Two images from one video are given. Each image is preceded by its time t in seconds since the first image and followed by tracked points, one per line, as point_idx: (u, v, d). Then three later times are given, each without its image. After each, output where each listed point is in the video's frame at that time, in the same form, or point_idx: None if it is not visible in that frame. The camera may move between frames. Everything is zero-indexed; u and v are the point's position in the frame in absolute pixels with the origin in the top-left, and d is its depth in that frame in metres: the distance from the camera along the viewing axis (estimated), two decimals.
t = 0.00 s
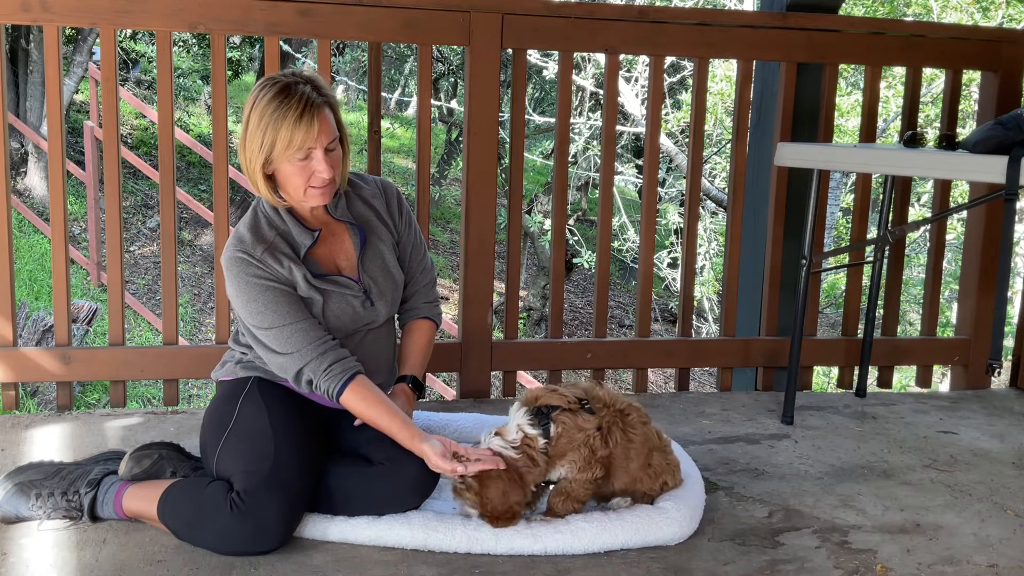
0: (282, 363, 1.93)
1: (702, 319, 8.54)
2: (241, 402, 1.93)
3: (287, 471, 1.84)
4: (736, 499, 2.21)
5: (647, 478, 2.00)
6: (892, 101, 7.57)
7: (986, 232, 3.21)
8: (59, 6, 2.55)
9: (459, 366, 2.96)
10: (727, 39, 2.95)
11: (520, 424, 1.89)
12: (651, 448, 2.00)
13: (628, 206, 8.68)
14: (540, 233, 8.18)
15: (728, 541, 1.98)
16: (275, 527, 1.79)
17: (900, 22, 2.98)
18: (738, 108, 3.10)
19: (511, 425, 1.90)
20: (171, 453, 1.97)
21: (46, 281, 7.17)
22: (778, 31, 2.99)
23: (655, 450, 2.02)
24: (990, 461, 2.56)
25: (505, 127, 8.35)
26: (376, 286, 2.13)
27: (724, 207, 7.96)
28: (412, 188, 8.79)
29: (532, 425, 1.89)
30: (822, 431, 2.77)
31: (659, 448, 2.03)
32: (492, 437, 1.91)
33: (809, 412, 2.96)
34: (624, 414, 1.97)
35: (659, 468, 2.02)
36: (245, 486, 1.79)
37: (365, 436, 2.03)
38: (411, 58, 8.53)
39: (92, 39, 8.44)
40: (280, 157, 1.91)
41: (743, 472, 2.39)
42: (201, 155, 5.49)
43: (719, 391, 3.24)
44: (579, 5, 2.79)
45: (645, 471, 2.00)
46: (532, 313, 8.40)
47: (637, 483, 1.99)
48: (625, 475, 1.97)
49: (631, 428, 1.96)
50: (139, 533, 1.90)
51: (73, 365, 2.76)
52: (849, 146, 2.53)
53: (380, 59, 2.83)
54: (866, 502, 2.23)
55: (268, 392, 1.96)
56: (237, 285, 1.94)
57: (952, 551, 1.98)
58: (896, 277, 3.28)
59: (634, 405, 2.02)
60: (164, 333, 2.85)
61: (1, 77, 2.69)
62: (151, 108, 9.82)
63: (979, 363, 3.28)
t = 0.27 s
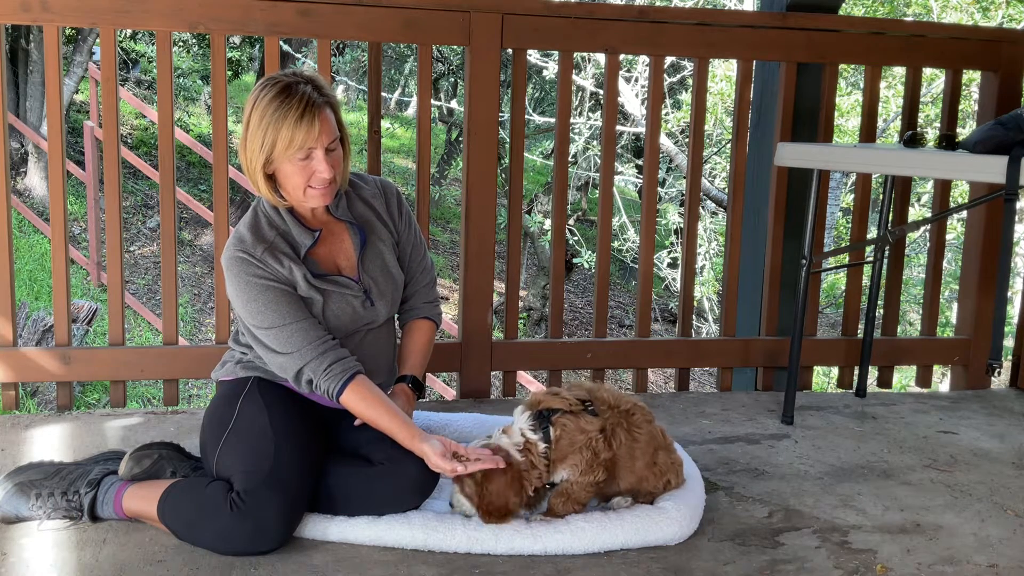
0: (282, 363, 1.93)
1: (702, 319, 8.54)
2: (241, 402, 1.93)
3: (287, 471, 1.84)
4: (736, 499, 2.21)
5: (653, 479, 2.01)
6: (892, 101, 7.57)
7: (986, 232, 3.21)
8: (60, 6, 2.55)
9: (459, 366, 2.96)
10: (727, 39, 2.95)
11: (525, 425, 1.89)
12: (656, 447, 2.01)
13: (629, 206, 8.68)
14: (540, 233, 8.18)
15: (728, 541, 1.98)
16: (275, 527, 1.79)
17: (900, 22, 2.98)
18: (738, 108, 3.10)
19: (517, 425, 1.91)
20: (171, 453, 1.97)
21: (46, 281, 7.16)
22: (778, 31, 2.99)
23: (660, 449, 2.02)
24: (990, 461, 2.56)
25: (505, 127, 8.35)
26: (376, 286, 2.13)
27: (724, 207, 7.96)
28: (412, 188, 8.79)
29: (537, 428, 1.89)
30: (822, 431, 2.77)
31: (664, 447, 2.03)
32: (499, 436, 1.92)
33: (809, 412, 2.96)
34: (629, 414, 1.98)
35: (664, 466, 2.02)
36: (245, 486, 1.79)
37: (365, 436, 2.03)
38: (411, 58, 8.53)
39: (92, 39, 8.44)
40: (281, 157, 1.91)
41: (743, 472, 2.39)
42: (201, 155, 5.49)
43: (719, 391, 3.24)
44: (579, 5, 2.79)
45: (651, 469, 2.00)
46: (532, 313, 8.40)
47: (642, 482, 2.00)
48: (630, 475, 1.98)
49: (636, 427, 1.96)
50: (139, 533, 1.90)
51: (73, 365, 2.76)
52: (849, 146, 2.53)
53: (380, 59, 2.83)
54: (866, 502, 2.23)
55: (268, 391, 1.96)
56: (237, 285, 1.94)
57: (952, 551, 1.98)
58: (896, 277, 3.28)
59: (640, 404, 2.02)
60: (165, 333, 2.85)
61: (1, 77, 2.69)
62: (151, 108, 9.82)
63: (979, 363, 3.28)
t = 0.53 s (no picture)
0: (282, 363, 1.93)
1: (702, 319, 8.54)
2: (241, 402, 1.93)
3: (287, 471, 1.84)
4: (736, 499, 2.21)
5: (670, 473, 2.03)
6: (892, 101, 7.57)
7: (986, 232, 3.21)
8: (59, 6, 2.55)
9: (459, 367, 2.97)
10: (726, 39, 2.95)
11: (557, 407, 1.93)
12: (673, 440, 2.03)
13: (628, 206, 8.68)
14: (540, 233, 8.18)
15: (728, 541, 1.98)
16: (275, 527, 1.79)
17: (900, 22, 2.98)
18: (737, 108, 3.10)
19: (547, 404, 1.94)
20: (171, 453, 1.97)
21: (46, 281, 7.16)
22: (778, 31, 2.99)
23: (676, 442, 2.04)
24: (990, 461, 2.56)
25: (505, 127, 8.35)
26: (376, 286, 2.13)
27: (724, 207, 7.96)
28: (412, 188, 8.79)
29: (566, 413, 1.93)
30: (822, 431, 2.77)
31: (681, 440, 2.05)
32: (528, 408, 1.95)
33: (809, 412, 2.96)
34: (648, 407, 2.01)
35: (679, 460, 2.04)
36: (245, 487, 1.79)
37: (365, 436, 2.03)
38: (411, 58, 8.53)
39: (92, 39, 8.44)
40: (282, 157, 1.91)
41: (743, 472, 2.39)
42: (201, 155, 5.49)
43: (719, 391, 3.24)
44: (579, 5, 2.79)
45: (668, 461, 2.03)
46: (532, 313, 8.40)
47: (660, 473, 2.02)
48: (648, 467, 2.01)
49: (654, 420, 2.00)
50: (139, 533, 1.90)
51: (73, 365, 2.76)
52: (849, 146, 2.53)
53: (380, 59, 2.83)
54: (866, 502, 2.23)
55: (268, 392, 1.96)
56: (238, 285, 1.94)
57: (952, 551, 1.98)
58: (896, 277, 3.28)
59: (660, 397, 2.05)
60: (164, 333, 2.85)
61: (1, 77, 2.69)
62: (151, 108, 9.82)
63: (979, 363, 3.29)
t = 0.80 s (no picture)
0: (282, 363, 1.93)
1: (702, 319, 8.54)
2: (241, 402, 1.93)
3: (287, 471, 1.84)
4: (736, 499, 2.21)
5: (671, 474, 2.03)
6: (892, 101, 7.57)
7: (986, 232, 3.21)
8: (59, 6, 2.55)
9: (459, 366, 2.97)
10: (726, 39, 2.95)
11: (570, 388, 1.90)
12: (676, 443, 2.02)
13: (628, 206, 8.68)
14: (540, 233, 8.18)
15: (728, 541, 1.98)
16: (275, 527, 1.79)
17: (899, 22, 2.98)
18: (737, 108, 3.10)
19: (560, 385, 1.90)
20: (171, 453, 1.97)
21: (46, 281, 7.16)
22: (778, 30, 2.99)
23: (679, 444, 2.03)
24: (990, 461, 2.56)
25: (505, 127, 8.35)
26: (376, 286, 2.13)
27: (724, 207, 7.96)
28: (412, 188, 8.79)
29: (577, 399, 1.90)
30: (822, 431, 2.77)
31: (684, 443, 2.05)
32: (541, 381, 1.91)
33: (809, 412, 2.96)
34: (650, 410, 1.99)
35: (681, 463, 2.03)
36: (245, 487, 1.79)
37: (365, 436, 2.03)
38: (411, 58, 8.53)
39: (92, 39, 8.44)
40: (283, 157, 1.91)
41: (743, 472, 2.39)
42: (200, 155, 5.48)
43: (719, 391, 3.24)
44: (579, 6, 2.79)
45: (669, 464, 2.02)
46: (532, 313, 8.40)
47: (660, 475, 2.02)
48: (647, 469, 2.01)
49: (656, 424, 1.98)
50: (139, 533, 1.90)
51: (73, 365, 2.76)
52: (849, 147, 2.53)
53: (380, 59, 2.83)
54: (866, 502, 2.23)
55: (268, 391, 1.96)
56: (239, 285, 1.94)
57: (952, 551, 1.98)
58: (896, 277, 3.28)
59: (662, 400, 2.02)
60: (164, 333, 2.85)
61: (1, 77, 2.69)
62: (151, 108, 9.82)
63: (979, 363, 3.29)
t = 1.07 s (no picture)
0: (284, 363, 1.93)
1: (702, 319, 8.54)
2: (241, 402, 1.93)
3: (287, 471, 1.84)
4: (736, 499, 2.21)
5: (642, 475, 2.00)
6: (892, 101, 7.57)
7: (986, 232, 3.21)
8: (59, 6, 2.55)
9: (459, 366, 2.97)
10: (726, 39, 2.95)
11: (551, 381, 1.87)
12: (647, 445, 2.00)
13: (628, 206, 8.68)
14: (540, 233, 8.18)
15: (728, 541, 1.98)
16: (275, 527, 1.79)
17: (900, 22, 2.98)
18: (737, 108, 3.10)
19: (540, 378, 1.88)
20: (171, 453, 1.97)
21: (46, 281, 7.17)
22: (778, 30, 2.99)
23: (651, 447, 2.01)
24: (989, 461, 2.56)
25: (505, 127, 8.35)
26: (378, 286, 2.13)
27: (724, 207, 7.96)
28: (412, 188, 8.79)
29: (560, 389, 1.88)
30: (822, 431, 2.77)
31: (655, 445, 2.03)
32: (515, 381, 1.85)
33: (809, 412, 2.96)
34: (626, 411, 1.97)
35: (653, 465, 2.01)
36: (245, 486, 1.79)
37: (365, 436, 2.03)
38: (411, 58, 8.53)
39: (92, 39, 8.44)
40: (284, 156, 1.91)
41: (743, 472, 2.39)
42: (200, 155, 5.48)
43: (719, 391, 3.24)
44: (579, 6, 2.79)
45: (639, 467, 2.00)
46: (532, 313, 8.40)
47: (632, 479, 2.00)
48: (618, 470, 1.98)
49: (630, 425, 1.96)
50: (139, 533, 1.90)
51: (74, 365, 2.76)
52: (848, 147, 2.53)
53: (380, 59, 2.83)
54: (866, 502, 2.23)
55: (268, 391, 1.96)
56: (240, 285, 1.94)
57: (952, 551, 1.98)
58: (896, 277, 3.28)
59: (635, 401, 2.01)
60: (164, 333, 2.85)
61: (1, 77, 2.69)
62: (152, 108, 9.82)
63: (979, 363, 3.29)
